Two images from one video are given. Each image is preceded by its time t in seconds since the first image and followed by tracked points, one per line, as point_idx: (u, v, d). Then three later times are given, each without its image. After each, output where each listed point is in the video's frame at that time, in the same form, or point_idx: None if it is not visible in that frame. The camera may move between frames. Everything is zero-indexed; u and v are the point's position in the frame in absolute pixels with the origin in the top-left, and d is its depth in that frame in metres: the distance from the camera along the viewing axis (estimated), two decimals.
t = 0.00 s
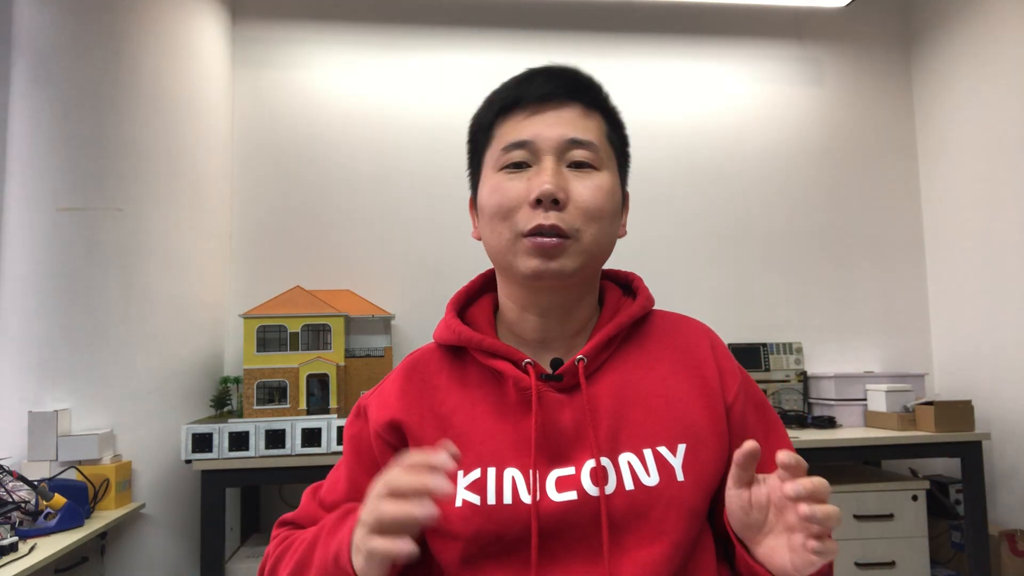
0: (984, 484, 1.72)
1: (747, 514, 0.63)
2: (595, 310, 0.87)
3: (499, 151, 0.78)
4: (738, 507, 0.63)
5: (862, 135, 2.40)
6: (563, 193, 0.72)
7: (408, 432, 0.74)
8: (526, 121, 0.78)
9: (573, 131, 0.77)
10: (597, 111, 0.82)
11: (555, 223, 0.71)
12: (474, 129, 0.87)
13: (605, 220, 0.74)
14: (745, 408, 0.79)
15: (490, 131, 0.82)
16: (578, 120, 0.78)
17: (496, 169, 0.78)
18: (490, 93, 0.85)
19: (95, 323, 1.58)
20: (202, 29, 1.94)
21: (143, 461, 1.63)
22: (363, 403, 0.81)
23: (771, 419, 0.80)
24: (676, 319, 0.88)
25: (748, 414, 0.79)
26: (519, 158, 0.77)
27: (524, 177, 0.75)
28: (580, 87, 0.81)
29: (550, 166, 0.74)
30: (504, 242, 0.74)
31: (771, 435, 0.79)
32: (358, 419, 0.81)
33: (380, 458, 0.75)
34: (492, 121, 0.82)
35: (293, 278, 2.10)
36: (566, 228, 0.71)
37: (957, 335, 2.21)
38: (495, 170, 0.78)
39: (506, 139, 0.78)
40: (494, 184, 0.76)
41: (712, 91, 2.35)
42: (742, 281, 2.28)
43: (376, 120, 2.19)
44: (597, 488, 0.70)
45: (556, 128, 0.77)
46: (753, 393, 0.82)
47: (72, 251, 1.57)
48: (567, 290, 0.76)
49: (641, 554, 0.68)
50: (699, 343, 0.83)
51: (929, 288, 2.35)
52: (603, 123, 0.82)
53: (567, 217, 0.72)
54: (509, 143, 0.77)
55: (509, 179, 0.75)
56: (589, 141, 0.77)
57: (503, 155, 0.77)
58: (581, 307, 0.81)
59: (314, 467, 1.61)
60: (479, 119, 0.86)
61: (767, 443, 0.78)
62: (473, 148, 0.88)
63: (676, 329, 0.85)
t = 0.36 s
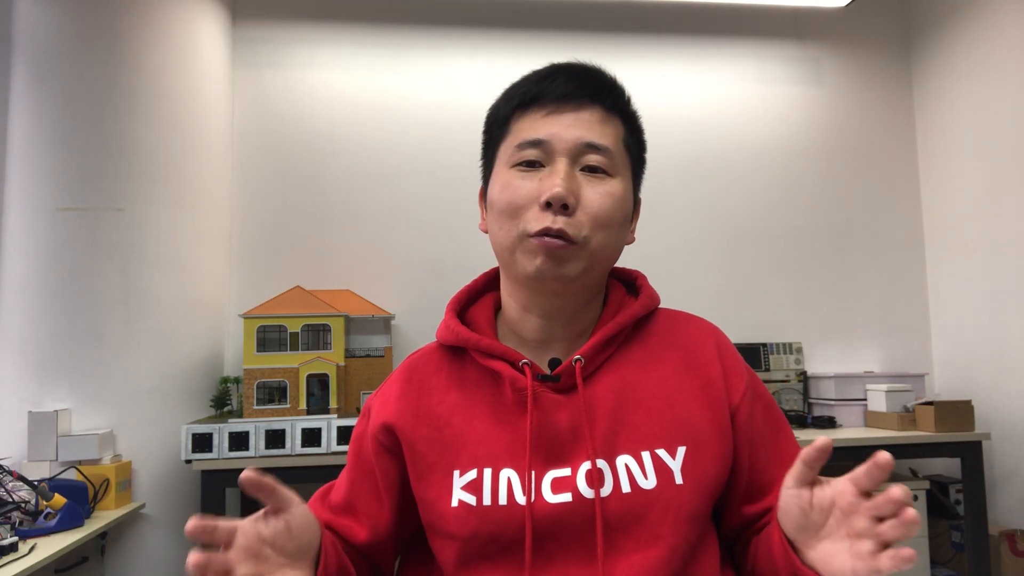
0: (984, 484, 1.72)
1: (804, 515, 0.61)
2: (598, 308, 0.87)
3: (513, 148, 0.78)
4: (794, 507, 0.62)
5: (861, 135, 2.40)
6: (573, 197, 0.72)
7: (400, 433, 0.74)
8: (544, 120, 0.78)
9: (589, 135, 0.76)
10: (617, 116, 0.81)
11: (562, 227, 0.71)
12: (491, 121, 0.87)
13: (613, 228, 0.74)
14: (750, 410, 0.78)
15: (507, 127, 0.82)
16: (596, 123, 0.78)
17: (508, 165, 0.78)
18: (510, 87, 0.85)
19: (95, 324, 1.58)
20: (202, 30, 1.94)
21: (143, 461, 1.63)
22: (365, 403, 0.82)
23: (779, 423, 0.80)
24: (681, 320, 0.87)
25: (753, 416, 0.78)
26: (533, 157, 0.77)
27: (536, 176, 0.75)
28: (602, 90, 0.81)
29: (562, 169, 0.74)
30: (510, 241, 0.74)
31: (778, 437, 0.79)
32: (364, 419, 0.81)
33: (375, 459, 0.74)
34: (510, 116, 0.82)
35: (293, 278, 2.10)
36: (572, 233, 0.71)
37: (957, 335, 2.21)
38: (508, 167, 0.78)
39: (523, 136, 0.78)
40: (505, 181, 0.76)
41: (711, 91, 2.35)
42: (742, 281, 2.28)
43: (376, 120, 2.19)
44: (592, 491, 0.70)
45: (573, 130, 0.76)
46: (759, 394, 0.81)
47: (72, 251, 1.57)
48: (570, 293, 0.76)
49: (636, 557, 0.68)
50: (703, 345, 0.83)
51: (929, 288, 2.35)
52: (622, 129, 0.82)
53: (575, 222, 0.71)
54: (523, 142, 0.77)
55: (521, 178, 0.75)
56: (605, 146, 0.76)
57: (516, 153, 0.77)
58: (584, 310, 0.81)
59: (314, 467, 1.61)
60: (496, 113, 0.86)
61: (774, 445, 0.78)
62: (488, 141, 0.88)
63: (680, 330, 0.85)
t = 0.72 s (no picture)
0: (984, 484, 1.72)
1: (805, 493, 0.62)
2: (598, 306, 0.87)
3: (511, 148, 0.78)
4: (796, 488, 0.62)
5: (862, 135, 2.40)
6: (574, 199, 0.72)
7: (401, 430, 0.73)
8: (542, 118, 0.78)
9: (588, 133, 0.76)
10: (617, 111, 0.81)
11: (562, 230, 0.71)
12: (488, 118, 0.86)
13: (614, 228, 0.74)
14: (749, 408, 0.79)
15: (503, 125, 0.82)
16: (595, 121, 0.78)
17: (507, 165, 0.78)
18: (507, 82, 0.84)
19: (95, 324, 1.58)
20: (202, 30, 1.94)
21: (143, 461, 1.63)
22: (358, 398, 0.81)
23: (778, 423, 0.80)
24: (681, 319, 0.88)
25: (752, 414, 0.79)
26: (531, 157, 0.76)
27: (535, 177, 0.75)
28: (601, 86, 0.80)
29: (561, 169, 0.74)
30: (510, 243, 0.74)
31: (777, 435, 0.79)
32: (353, 412, 0.80)
33: (371, 451, 0.74)
34: (506, 114, 0.82)
35: (293, 278, 2.10)
36: (573, 236, 0.72)
37: (957, 335, 2.21)
38: (507, 167, 0.78)
39: (520, 135, 0.78)
40: (503, 182, 0.76)
41: (712, 91, 2.35)
42: (742, 281, 2.28)
43: (377, 120, 2.19)
44: (597, 493, 0.70)
45: (572, 129, 0.76)
46: (759, 393, 0.82)
47: (71, 251, 1.57)
48: (572, 295, 0.76)
49: (640, 559, 0.69)
50: (704, 345, 0.83)
51: (929, 288, 2.35)
52: (621, 124, 0.81)
53: (575, 225, 0.72)
54: (521, 141, 0.77)
55: (520, 179, 0.75)
56: (605, 145, 0.76)
57: (515, 153, 0.77)
58: (587, 309, 0.81)
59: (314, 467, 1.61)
60: (492, 110, 0.85)
61: (774, 444, 0.78)
62: (485, 139, 0.87)
63: (680, 330, 0.85)
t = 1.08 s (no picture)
0: (984, 483, 1.72)
1: (825, 532, 0.63)
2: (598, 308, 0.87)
3: (511, 151, 0.77)
4: (816, 521, 0.63)
5: (861, 135, 2.40)
6: (577, 206, 0.71)
7: (398, 438, 0.73)
8: (543, 120, 0.77)
9: (591, 136, 0.75)
10: (618, 111, 0.80)
11: (566, 238, 0.71)
12: (485, 115, 0.85)
13: (617, 233, 0.74)
14: (746, 407, 0.80)
15: (502, 125, 0.81)
16: (597, 122, 0.77)
17: (506, 168, 0.77)
18: (504, 80, 0.83)
19: (95, 324, 1.58)
20: (202, 29, 1.94)
21: (143, 461, 1.63)
22: (350, 405, 0.80)
23: (772, 421, 0.81)
24: (679, 319, 0.88)
25: (748, 414, 0.80)
26: (532, 161, 0.76)
27: (536, 182, 0.74)
28: (602, 85, 0.79)
29: (564, 175, 0.73)
30: (512, 250, 0.74)
31: (772, 435, 0.80)
32: (345, 421, 0.80)
33: (369, 463, 0.73)
34: (505, 114, 0.81)
35: (293, 279, 2.10)
36: (577, 243, 0.71)
37: (957, 335, 2.21)
38: (506, 170, 0.77)
39: (520, 138, 0.77)
40: (503, 187, 0.75)
41: (711, 91, 2.35)
42: (742, 281, 2.28)
43: (376, 119, 2.19)
44: (605, 498, 0.70)
45: (574, 131, 0.75)
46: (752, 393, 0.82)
47: (71, 251, 1.57)
48: (574, 300, 0.76)
49: (649, 563, 0.69)
50: (703, 345, 0.83)
51: (929, 288, 2.35)
52: (622, 124, 0.81)
53: (579, 232, 0.71)
54: (522, 144, 0.76)
55: (521, 183, 0.74)
56: (608, 148, 0.76)
57: (515, 156, 0.76)
58: (587, 312, 0.82)
59: (314, 467, 1.61)
60: (490, 109, 0.84)
61: (769, 444, 0.79)
62: (483, 136, 0.86)
63: (679, 330, 0.85)
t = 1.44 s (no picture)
0: (984, 484, 1.72)
1: (815, 543, 0.63)
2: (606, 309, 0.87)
3: (491, 156, 0.77)
4: (804, 535, 0.63)
5: (861, 135, 2.40)
6: (564, 200, 0.71)
7: (403, 439, 0.73)
8: (517, 120, 0.76)
9: (566, 127, 0.75)
10: (591, 95, 0.79)
11: (558, 233, 0.71)
12: (462, 129, 0.86)
13: (610, 219, 0.74)
14: (752, 412, 0.79)
15: (480, 133, 0.81)
16: (571, 112, 0.76)
17: (489, 173, 0.77)
18: (474, 89, 0.83)
19: (95, 324, 1.58)
20: (202, 30, 1.94)
21: (143, 461, 1.63)
22: (355, 403, 0.81)
23: (778, 426, 0.81)
24: (687, 321, 0.88)
25: (754, 418, 0.80)
26: (512, 162, 0.76)
27: (520, 182, 0.74)
28: (569, 73, 0.78)
29: (546, 170, 0.73)
30: (508, 253, 0.74)
31: (778, 441, 0.80)
32: (350, 419, 0.80)
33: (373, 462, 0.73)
34: (481, 121, 0.81)
35: (293, 279, 2.10)
36: (570, 236, 0.71)
37: (957, 335, 2.21)
38: (490, 175, 0.77)
39: (497, 142, 0.77)
40: (489, 193, 0.75)
41: (711, 91, 2.35)
42: (741, 281, 2.28)
43: (377, 120, 2.19)
44: (611, 501, 0.70)
45: (548, 125, 0.75)
46: (759, 398, 0.82)
47: (71, 251, 1.57)
48: (577, 295, 0.76)
49: (654, 567, 0.69)
50: (711, 348, 0.83)
51: (930, 288, 2.35)
52: (598, 108, 0.80)
53: (570, 224, 0.71)
54: (499, 147, 0.76)
55: (505, 186, 0.75)
56: (587, 136, 0.75)
57: (495, 160, 0.76)
58: (592, 309, 0.81)
59: (314, 468, 1.61)
60: (466, 121, 0.84)
61: (774, 450, 0.79)
62: (464, 149, 0.87)
63: (687, 332, 0.85)
